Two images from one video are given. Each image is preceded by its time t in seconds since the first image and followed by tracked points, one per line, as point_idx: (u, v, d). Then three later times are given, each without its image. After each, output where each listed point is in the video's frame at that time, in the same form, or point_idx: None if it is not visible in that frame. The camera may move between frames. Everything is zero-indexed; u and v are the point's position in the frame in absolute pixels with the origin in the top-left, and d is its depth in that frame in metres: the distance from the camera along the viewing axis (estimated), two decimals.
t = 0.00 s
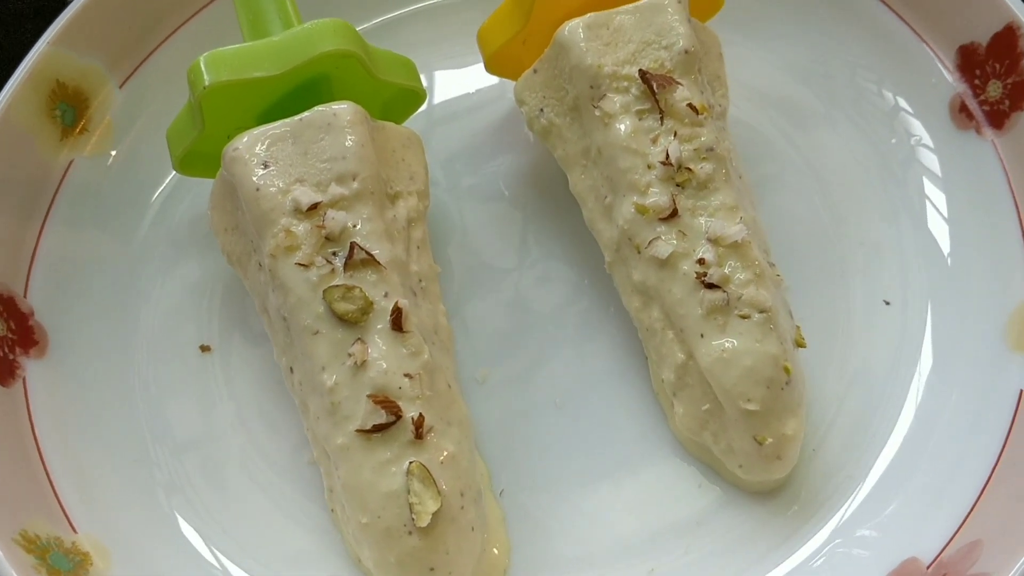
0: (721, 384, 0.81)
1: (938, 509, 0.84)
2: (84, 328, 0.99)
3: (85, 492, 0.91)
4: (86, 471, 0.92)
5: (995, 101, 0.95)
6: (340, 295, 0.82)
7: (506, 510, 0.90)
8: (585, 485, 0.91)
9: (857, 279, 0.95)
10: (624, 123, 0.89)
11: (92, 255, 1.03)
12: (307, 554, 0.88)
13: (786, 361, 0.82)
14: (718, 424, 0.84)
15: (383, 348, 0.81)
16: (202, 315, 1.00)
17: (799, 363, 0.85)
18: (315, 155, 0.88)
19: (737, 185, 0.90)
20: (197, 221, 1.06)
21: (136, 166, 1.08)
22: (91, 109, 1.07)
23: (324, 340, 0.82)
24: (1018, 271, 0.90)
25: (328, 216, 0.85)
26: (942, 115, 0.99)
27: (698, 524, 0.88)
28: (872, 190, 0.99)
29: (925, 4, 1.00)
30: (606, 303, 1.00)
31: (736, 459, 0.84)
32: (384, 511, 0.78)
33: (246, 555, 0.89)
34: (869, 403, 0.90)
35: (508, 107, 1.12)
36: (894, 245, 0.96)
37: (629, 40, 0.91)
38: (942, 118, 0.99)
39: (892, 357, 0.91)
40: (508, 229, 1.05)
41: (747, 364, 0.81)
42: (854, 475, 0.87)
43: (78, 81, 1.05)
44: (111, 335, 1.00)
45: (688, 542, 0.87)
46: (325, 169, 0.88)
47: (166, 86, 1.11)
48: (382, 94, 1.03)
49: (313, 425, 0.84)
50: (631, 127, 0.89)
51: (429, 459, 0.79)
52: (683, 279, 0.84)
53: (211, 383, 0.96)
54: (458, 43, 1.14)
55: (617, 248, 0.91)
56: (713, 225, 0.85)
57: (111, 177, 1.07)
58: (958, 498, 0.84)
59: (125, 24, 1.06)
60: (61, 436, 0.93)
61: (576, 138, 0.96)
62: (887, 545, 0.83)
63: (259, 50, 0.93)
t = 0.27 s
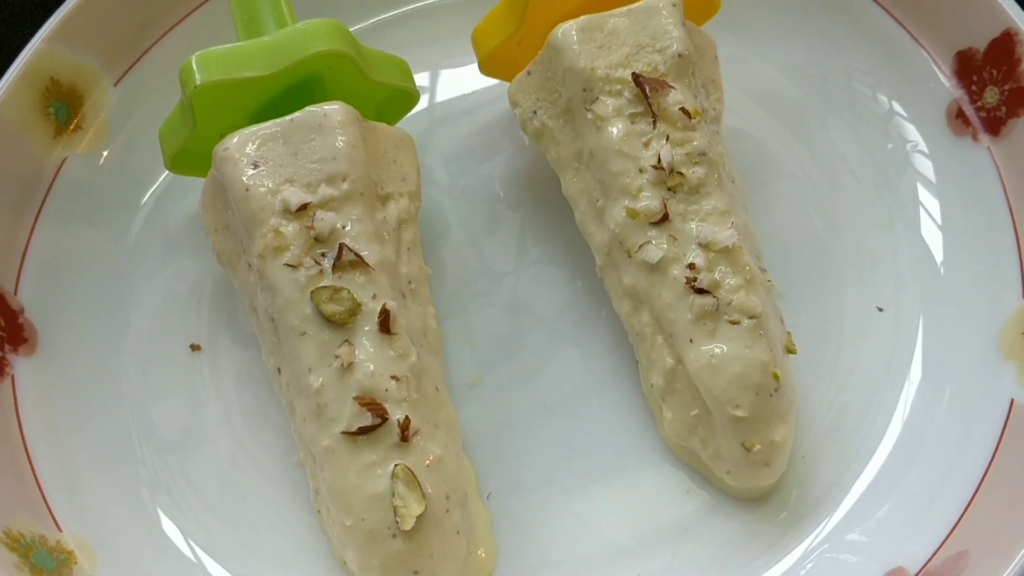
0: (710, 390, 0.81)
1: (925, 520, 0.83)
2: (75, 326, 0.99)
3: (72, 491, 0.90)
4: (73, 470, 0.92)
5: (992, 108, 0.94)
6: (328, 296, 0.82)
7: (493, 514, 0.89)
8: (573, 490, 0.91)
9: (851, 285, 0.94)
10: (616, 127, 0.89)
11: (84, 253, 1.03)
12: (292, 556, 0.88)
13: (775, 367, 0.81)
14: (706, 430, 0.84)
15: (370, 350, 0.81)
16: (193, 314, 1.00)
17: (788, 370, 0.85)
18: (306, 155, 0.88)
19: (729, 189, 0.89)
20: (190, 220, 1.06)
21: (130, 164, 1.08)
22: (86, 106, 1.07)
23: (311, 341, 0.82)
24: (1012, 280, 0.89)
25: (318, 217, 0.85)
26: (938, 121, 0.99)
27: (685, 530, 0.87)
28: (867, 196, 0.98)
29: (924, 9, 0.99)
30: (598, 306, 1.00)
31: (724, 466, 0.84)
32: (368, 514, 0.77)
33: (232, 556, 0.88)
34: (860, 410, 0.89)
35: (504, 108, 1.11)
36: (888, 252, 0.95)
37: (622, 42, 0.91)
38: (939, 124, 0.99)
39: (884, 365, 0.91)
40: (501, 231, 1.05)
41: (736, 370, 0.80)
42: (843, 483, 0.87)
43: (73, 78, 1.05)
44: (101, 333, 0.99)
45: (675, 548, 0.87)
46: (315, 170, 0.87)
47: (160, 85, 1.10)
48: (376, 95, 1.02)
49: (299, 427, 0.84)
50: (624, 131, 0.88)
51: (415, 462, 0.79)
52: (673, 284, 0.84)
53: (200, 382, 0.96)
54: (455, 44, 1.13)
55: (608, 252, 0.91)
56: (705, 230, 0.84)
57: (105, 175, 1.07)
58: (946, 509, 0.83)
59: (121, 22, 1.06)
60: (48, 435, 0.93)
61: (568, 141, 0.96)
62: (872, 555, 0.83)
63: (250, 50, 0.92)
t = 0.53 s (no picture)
0: (689, 395, 0.80)
1: (903, 529, 0.83)
2: (58, 322, 0.99)
3: (50, 487, 0.90)
4: (53, 466, 0.92)
5: (982, 114, 0.93)
6: (307, 295, 0.82)
7: (471, 516, 0.89)
8: (552, 492, 0.90)
9: (836, 291, 0.93)
10: (600, 129, 0.88)
11: (70, 248, 1.03)
12: (269, 555, 0.88)
13: (755, 373, 0.81)
14: (685, 435, 0.83)
15: (348, 350, 0.81)
16: (177, 311, 1.00)
17: (769, 376, 0.84)
18: (288, 154, 0.87)
19: (713, 193, 0.89)
20: (176, 216, 1.06)
21: (117, 160, 1.08)
22: (74, 101, 1.06)
23: (289, 340, 0.82)
24: (997, 288, 0.89)
25: (298, 216, 0.85)
26: (928, 126, 0.98)
27: (663, 535, 0.87)
28: (854, 200, 0.97)
29: (915, 13, 0.98)
30: (582, 309, 0.99)
31: (702, 471, 0.83)
32: (342, 515, 0.77)
33: (209, 554, 0.88)
34: (842, 418, 0.89)
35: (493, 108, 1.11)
36: (875, 258, 0.95)
37: (608, 44, 0.90)
38: (929, 129, 0.98)
39: (867, 372, 0.90)
40: (487, 232, 1.04)
41: (715, 376, 0.80)
42: (822, 490, 0.86)
43: (62, 73, 1.05)
44: (84, 329, 0.99)
45: (652, 554, 0.86)
46: (297, 168, 0.87)
47: (149, 80, 1.10)
48: (362, 93, 1.02)
49: (277, 426, 0.84)
50: (608, 133, 0.88)
51: (391, 464, 0.78)
52: (654, 288, 0.83)
53: (182, 380, 0.96)
54: (445, 43, 1.13)
55: (591, 255, 0.90)
56: (687, 234, 0.84)
57: (92, 170, 1.07)
58: (924, 518, 0.83)
59: (111, 17, 1.06)
60: (28, 430, 0.93)
61: (554, 142, 0.95)
62: (849, 564, 0.83)
63: (235, 47, 0.92)
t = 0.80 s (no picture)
0: (674, 400, 0.80)
1: (887, 536, 0.82)
2: (49, 317, 0.99)
3: (37, 482, 0.90)
4: (40, 461, 0.92)
5: (975, 120, 0.93)
6: (293, 295, 0.82)
7: (456, 517, 0.89)
8: (537, 495, 0.90)
9: (827, 296, 0.93)
10: (590, 131, 0.88)
11: (62, 243, 1.03)
12: (254, 554, 0.88)
13: (741, 379, 0.81)
14: (670, 439, 0.83)
15: (334, 350, 0.81)
16: (168, 309, 1.00)
17: (755, 381, 0.84)
18: (277, 153, 0.87)
19: (703, 197, 0.88)
20: (169, 213, 1.06)
21: (111, 156, 1.08)
22: (69, 97, 1.07)
23: (275, 340, 0.82)
24: (988, 296, 0.88)
25: (286, 215, 0.85)
26: (922, 132, 0.97)
27: (648, 540, 0.87)
28: (846, 206, 0.97)
29: (911, 18, 0.98)
30: (572, 311, 0.99)
31: (687, 476, 0.83)
32: (325, 515, 0.77)
33: (194, 552, 0.89)
34: (829, 424, 0.88)
35: (487, 109, 1.10)
36: (866, 264, 0.94)
37: (599, 46, 0.90)
38: (923, 135, 0.97)
39: (855, 378, 0.90)
40: (478, 232, 1.04)
41: (701, 380, 0.80)
42: (808, 497, 0.86)
43: (57, 69, 1.05)
44: (75, 325, 0.99)
45: (636, 558, 0.86)
46: (286, 167, 0.87)
47: (144, 77, 1.10)
48: (355, 92, 1.02)
49: (263, 425, 0.84)
50: (598, 135, 0.87)
51: (374, 465, 0.78)
52: (641, 292, 0.83)
53: (171, 377, 0.96)
54: (440, 42, 1.13)
55: (580, 257, 0.90)
56: (675, 238, 0.84)
57: (86, 166, 1.07)
58: (908, 526, 0.82)
59: (106, 13, 1.06)
60: (16, 425, 0.93)
61: (544, 143, 0.95)
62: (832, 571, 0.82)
63: (226, 46, 0.93)
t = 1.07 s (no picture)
0: (668, 401, 0.80)
1: (881, 541, 0.82)
2: (46, 310, 0.99)
3: (31, 474, 0.91)
4: (35, 453, 0.92)
5: (977, 123, 0.92)
6: (287, 291, 0.82)
7: (449, 516, 0.89)
8: (530, 495, 0.90)
9: (825, 299, 0.92)
10: (588, 130, 0.87)
11: (61, 236, 1.03)
12: (247, 550, 0.88)
13: (735, 381, 0.80)
14: (664, 441, 0.83)
15: (327, 347, 0.81)
16: (166, 303, 1.00)
17: (750, 383, 0.83)
18: (274, 148, 0.87)
19: (700, 198, 0.88)
20: (168, 207, 1.06)
21: (110, 149, 1.08)
22: (69, 90, 1.07)
23: (269, 336, 0.81)
24: (987, 301, 0.88)
25: (282, 211, 0.85)
26: (924, 134, 0.97)
27: (640, 541, 0.86)
28: (847, 208, 0.96)
29: (914, 19, 0.97)
30: (568, 310, 0.98)
31: (681, 478, 0.82)
32: (317, 512, 0.77)
33: (186, 546, 0.89)
34: (825, 427, 0.88)
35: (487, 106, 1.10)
36: (865, 266, 0.93)
37: (598, 45, 0.90)
38: (925, 138, 0.96)
39: (853, 381, 0.89)
40: (476, 230, 1.04)
41: (695, 382, 0.79)
42: (802, 500, 0.85)
43: (57, 62, 1.05)
44: (72, 318, 0.99)
45: (628, 559, 0.86)
46: (282, 163, 0.87)
47: (145, 70, 1.10)
48: (354, 88, 1.02)
49: (256, 421, 0.84)
50: (595, 134, 0.87)
51: (366, 462, 0.78)
52: (637, 292, 0.83)
53: (167, 371, 0.96)
54: (441, 39, 1.12)
55: (577, 256, 0.90)
56: (671, 238, 0.83)
57: (85, 160, 1.07)
58: (902, 531, 0.82)
59: (107, 7, 1.06)
60: (11, 417, 0.93)
61: (542, 141, 0.94)
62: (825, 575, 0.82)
63: (224, 40, 0.93)
